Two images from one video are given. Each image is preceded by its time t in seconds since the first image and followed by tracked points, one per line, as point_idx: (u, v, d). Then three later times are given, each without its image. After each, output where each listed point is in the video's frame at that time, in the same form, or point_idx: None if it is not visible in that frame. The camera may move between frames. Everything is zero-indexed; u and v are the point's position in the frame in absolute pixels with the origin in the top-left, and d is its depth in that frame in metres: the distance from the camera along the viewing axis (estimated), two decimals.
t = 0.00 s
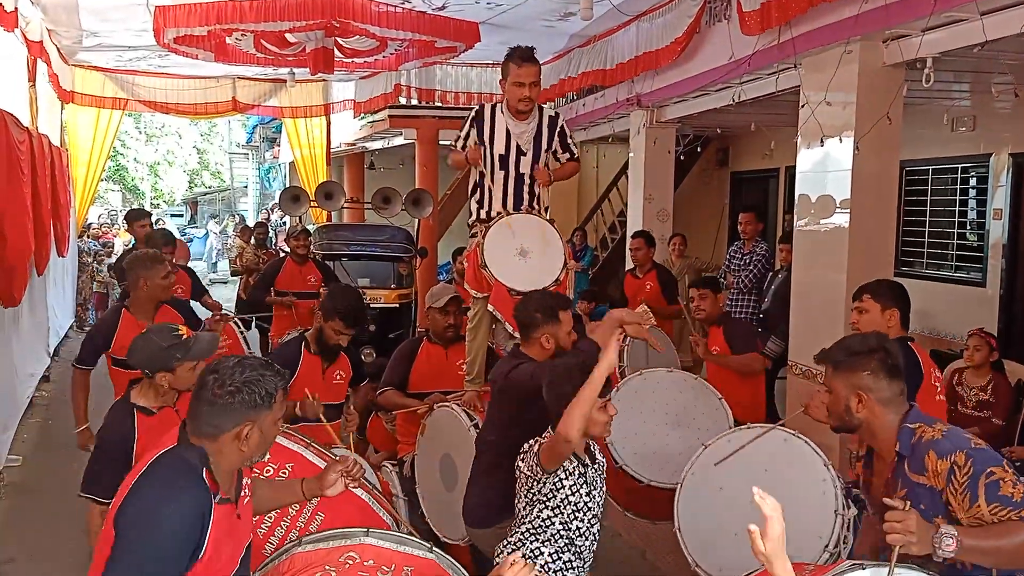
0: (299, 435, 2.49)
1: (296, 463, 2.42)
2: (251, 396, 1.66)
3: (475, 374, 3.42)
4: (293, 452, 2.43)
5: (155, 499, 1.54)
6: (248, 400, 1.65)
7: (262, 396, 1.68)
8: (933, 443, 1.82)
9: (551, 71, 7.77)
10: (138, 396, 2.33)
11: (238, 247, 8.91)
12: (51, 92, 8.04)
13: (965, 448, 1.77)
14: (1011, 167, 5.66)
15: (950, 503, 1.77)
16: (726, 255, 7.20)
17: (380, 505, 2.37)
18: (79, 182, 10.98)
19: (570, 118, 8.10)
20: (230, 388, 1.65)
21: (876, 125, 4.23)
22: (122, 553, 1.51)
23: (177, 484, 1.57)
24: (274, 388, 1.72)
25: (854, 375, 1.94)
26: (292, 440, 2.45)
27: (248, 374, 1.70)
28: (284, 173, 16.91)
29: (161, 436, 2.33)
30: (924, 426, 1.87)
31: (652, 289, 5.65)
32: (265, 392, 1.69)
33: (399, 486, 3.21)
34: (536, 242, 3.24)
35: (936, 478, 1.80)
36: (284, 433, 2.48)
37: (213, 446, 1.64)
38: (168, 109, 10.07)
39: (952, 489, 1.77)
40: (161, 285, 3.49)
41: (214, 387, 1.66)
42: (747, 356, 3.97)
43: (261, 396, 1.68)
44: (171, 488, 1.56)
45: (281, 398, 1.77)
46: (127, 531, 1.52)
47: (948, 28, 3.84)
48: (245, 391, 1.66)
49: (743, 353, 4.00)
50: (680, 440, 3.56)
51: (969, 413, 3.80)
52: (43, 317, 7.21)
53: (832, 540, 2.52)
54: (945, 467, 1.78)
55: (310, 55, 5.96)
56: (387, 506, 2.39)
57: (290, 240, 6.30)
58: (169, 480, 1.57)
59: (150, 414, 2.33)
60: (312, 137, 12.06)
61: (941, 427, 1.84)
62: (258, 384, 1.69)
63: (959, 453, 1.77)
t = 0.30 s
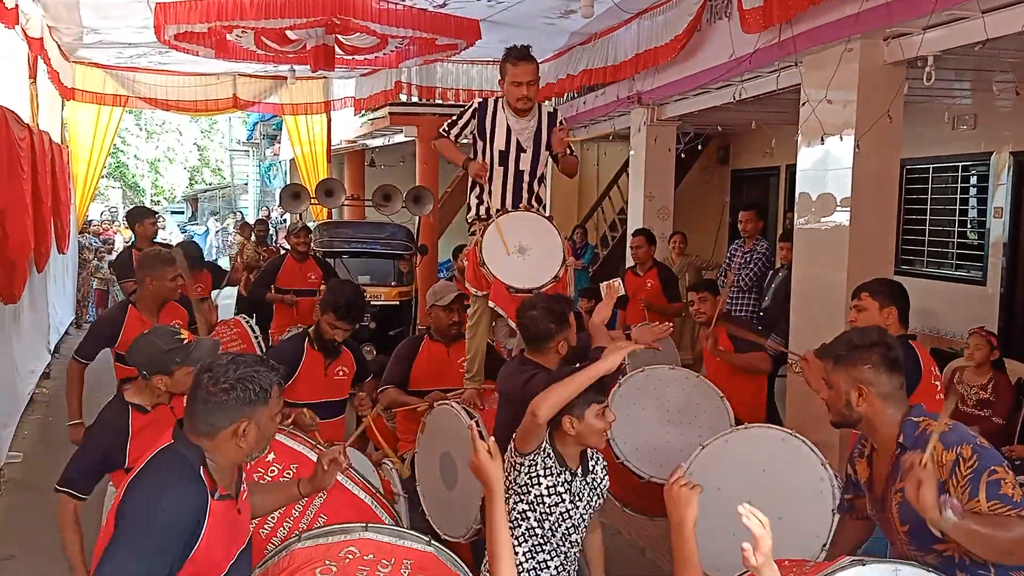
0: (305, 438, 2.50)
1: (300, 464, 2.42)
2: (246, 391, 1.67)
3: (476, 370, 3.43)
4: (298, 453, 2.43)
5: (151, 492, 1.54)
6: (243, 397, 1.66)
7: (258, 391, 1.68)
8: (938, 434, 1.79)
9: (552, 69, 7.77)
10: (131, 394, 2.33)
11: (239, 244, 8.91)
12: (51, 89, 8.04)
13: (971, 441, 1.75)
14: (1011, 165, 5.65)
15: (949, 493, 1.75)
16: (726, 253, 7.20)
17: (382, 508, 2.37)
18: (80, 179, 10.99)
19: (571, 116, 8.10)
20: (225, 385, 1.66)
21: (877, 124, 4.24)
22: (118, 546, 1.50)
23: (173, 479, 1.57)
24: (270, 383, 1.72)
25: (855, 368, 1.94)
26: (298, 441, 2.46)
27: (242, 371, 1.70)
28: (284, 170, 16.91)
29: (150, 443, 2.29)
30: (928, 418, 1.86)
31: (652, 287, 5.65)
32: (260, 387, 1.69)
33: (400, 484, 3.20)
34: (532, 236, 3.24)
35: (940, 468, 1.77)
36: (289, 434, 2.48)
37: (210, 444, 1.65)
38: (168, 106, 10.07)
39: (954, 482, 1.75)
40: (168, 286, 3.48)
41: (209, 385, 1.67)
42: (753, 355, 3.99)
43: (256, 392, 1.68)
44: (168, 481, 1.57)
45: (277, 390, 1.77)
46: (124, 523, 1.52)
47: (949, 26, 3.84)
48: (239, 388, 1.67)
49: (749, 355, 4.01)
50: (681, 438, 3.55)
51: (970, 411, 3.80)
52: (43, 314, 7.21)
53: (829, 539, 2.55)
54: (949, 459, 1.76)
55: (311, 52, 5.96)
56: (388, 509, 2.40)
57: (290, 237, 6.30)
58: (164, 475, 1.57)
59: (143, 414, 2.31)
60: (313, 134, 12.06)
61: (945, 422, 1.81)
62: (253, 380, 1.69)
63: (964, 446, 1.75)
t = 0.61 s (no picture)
0: (301, 436, 2.46)
1: (295, 463, 2.39)
2: (238, 378, 1.67)
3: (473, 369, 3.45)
4: (293, 451, 2.40)
5: (148, 493, 1.54)
6: (234, 384, 1.66)
7: (249, 377, 1.69)
8: (935, 433, 1.81)
9: (552, 68, 7.77)
10: (129, 391, 2.36)
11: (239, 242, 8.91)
12: (51, 87, 8.02)
13: (968, 439, 1.76)
14: (1011, 165, 5.65)
15: (950, 493, 1.77)
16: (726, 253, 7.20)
17: (378, 510, 2.29)
18: (80, 178, 10.99)
19: (570, 115, 8.10)
20: (216, 372, 1.67)
21: (877, 124, 4.24)
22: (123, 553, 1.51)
23: (169, 479, 1.57)
24: (260, 368, 1.73)
25: (846, 372, 1.93)
26: (293, 439, 2.42)
27: (232, 358, 1.71)
28: (284, 169, 16.92)
29: (155, 429, 2.34)
30: (925, 417, 1.87)
31: (652, 287, 5.64)
32: (251, 373, 1.70)
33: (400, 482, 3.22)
34: (533, 237, 3.25)
35: (939, 468, 1.80)
36: (284, 432, 2.45)
37: (204, 433, 1.65)
38: (169, 104, 10.07)
39: (953, 480, 1.77)
40: (165, 280, 3.47)
41: (200, 373, 1.68)
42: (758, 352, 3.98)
43: (246, 378, 1.68)
44: (163, 481, 1.56)
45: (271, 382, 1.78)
46: (125, 530, 1.52)
47: (950, 26, 3.84)
48: (231, 373, 1.67)
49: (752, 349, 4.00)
50: (689, 434, 3.55)
51: (970, 410, 3.81)
52: (42, 312, 7.20)
53: (828, 540, 2.54)
54: (947, 457, 1.78)
55: (312, 51, 5.96)
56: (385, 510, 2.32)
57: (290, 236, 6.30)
58: (161, 474, 1.57)
59: (142, 410, 2.34)
60: (313, 133, 12.05)
61: (942, 420, 1.83)
62: (243, 367, 1.70)
63: (962, 444, 1.77)
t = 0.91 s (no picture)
0: (297, 434, 2.40)
1: (289, 461, 2.34)
2: (242, 373, 1.68)
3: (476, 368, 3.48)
4: (288, 449, 2.35)
5: (155, 480, 1.55)
6: (239, 379, 1.67)
7: (253, 372, 1.71)
8: (942, 431, 1.81)
9: (552, 68, 7.78)
10: (132, 378, 2.37)
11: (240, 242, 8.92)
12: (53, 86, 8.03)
13: (975, 439, 1.76)
14: (1011, 167, 5.65)
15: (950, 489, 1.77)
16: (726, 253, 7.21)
17: (374, 512, 2.27)
18: (81, 177, 11.01)
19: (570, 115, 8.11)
20: (220, 368, 1.67)
21: (877, 125, 4.25)
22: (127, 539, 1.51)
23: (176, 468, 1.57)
24: (263, 364, 1.74)
25: (848, 374, 1.92)
26: (288, 437, 2.37)
27: (237, 354, 1.72)
28: (284, 168, 16.93)
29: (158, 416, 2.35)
30: (933, 417, 1.87)
31: (652, 287, 5.65)
32: (255, 368, 1.72)
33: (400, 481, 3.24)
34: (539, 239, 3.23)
35: (943, 465, 1.79)
36: (282, 430, 2.39)
37: (208, 429, 1.66)
38: (170, 103, 10.07)
39: (955, 478, 1.76)
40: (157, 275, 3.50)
41: (205, 368, 1.68)
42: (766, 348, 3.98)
43: (252, 373, 1.70)
44: (169, 470, 1.57)
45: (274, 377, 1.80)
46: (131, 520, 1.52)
47: (950, 27, 3.84)
48: (235, 369, 1.68)
49: (759, 344, 3.99)
50: (693, 434, 3.55)
51: (968, 412, 3.81)
52: (43, 310, 7.22)
53: (827, 542, 2.56)
54: (952, 454, 1.77)
55: (313, 50, 5.96)
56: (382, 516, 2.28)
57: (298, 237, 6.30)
58: (165, 466, 1.57)
59: (146, 396, 2.35)
60: (313, 133, 12.06)
61: (951, 419, 1.84)
62: (249, 362, 1.71)
63: (968, 443, 1.77)
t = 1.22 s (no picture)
0: (296, 433, 2.39)
1: (287, 461, 2.32)
2: (243, 372, 1.69)
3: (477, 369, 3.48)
4: (286, 449, 2.33)
5: (154, 486, 1.54)
6: (240, 378, 1.68)
7: (254, 370, 1.71)
8: (931, 429, 1.81)
9: (553, 69, 7.78)
10: (131, 380, 2.38)
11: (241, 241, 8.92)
12: (54, 85, 8.04)
13: (963, 433, 1.76)
14: (1012, 167, 5.65)
15: (949, 485, 1.76)
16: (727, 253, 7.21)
17: (372, 513, 2.25)
18: (82, 176, 11.00)
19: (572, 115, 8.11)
20: (222, 368, 1.68)
21: (879, 125, 4.25)
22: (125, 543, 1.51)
23: (178, 471, 1.57)
24: (263, 362, 1.75)
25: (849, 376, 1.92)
26: (287, 437, 2.35)
27: (236, 354, 1.72)
28: (285, 167, 16.93)
29: (159, 416, 2.36)
30: (921, 416, 1.87)
31: (653, 288, 5.65)
32: (256, 366, 1.72)
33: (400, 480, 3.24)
34: (540, 236, 3.23)
35: (938, 461, 1.79)
36: (280, 429, 2.38)
37: (212, 430, 1.66)
38: (171, 103, 10.06)
39: (952, 473, 1.76)
40: (159, 269, 3.51)
41: (205, 370, 1.69)
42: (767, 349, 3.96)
43: (253, 371, 1.71)
44: (170, 474, 1.56)
45: (274, 374, 1.80)
46: (129, 524, 1.52)
47: (952, 28, 3.84)
48: (236, 368, 1.69)
49: (760, 345, 3.99)
50: (694, 435, 3.55)
51: (968, 413, 3.80)
52: (44, 309, 7.23)
53: (827, 542, 2.54)
54: (945, 450, 1.77)
55: (314, 50, 5.97)
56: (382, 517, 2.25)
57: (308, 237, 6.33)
58: (169, 469, 1.57)
59: (144, 396, 2.36)
60: (314, 132, 12.06)
61: (938, 416, 1.83)
62: (248, 360, 1.72)
63: (958, 437, 1.77)
